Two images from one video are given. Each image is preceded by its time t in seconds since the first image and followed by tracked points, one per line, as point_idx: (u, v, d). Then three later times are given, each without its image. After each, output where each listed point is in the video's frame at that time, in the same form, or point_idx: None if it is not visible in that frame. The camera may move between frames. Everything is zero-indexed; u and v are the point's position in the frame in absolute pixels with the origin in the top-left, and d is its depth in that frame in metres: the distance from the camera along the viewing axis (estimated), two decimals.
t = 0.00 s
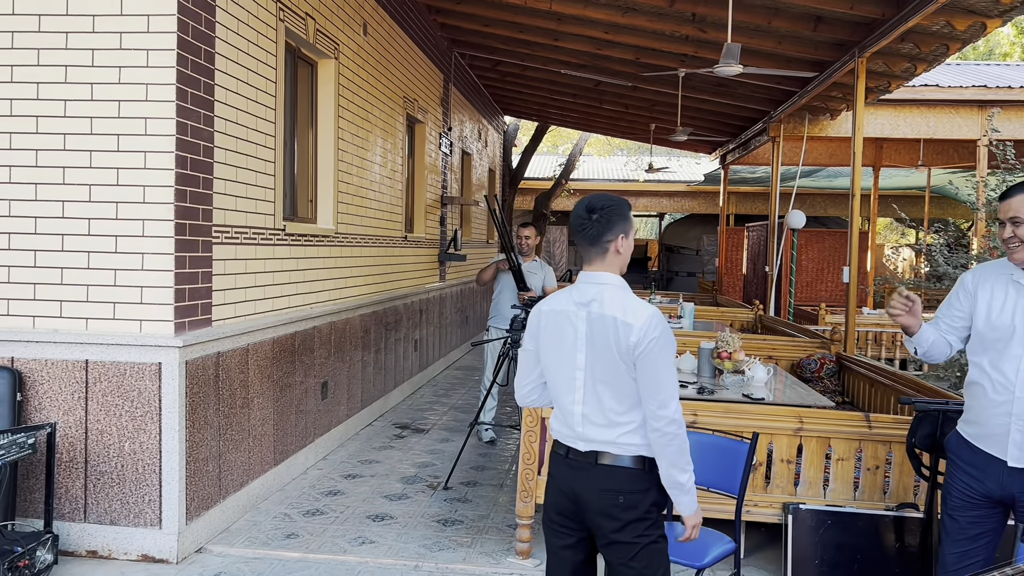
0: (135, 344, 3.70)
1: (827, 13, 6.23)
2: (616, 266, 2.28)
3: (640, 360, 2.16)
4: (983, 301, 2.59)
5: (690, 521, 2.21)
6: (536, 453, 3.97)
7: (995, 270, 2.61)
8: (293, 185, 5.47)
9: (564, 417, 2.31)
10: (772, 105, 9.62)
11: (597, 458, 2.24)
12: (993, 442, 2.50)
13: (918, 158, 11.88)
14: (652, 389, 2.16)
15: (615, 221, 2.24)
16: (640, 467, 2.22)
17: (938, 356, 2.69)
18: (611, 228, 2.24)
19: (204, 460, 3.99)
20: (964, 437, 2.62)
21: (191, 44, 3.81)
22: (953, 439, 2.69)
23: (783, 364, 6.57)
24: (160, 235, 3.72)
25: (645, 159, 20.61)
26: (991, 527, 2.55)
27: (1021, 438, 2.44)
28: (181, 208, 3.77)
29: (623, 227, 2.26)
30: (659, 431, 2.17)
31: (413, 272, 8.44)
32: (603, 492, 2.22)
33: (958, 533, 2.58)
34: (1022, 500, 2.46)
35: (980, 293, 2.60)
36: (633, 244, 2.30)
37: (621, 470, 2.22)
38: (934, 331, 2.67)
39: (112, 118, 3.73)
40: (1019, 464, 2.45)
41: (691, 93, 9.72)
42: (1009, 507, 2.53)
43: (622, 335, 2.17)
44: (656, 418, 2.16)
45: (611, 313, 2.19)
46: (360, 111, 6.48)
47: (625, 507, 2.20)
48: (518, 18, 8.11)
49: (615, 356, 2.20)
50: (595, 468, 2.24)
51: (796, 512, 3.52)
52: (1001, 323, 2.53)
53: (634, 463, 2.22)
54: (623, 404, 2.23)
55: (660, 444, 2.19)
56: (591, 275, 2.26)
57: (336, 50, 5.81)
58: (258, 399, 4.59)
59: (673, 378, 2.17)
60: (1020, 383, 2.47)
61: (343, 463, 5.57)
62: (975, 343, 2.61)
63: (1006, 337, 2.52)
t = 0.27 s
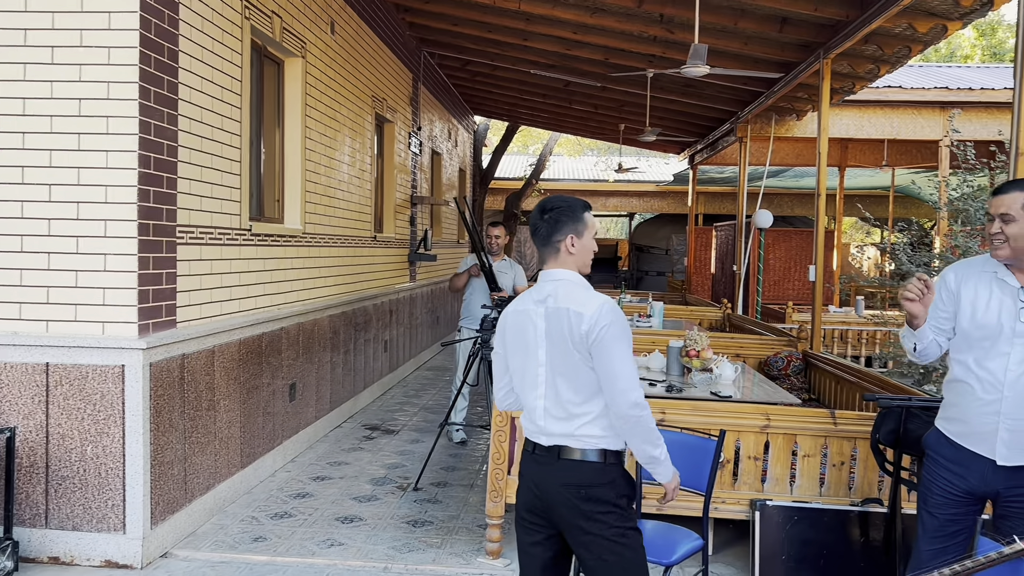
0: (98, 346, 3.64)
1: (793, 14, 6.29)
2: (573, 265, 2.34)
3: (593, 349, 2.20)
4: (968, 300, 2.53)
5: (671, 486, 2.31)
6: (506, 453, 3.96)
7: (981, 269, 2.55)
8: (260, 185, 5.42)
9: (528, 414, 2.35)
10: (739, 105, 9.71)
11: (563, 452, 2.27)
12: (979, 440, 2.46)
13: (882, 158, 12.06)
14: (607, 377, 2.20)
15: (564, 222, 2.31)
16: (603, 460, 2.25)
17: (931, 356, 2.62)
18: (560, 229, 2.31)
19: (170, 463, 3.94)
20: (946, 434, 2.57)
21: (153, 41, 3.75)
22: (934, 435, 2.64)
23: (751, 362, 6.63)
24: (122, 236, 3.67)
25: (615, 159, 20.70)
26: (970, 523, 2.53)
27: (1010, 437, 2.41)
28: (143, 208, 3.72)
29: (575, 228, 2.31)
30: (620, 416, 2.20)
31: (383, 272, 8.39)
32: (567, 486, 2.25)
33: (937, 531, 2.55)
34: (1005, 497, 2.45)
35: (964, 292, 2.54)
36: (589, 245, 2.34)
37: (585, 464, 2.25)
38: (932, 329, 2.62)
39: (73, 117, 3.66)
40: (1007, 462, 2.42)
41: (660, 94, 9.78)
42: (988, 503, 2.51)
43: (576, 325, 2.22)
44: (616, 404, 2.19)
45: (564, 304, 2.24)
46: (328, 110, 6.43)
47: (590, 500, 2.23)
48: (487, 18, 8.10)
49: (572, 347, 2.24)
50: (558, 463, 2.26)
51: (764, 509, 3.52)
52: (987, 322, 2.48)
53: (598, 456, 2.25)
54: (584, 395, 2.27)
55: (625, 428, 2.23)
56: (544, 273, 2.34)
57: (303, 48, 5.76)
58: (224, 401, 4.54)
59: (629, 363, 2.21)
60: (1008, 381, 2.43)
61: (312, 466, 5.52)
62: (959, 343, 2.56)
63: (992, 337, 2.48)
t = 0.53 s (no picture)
0: (57, 350, 3.57)
1: (757, 17, 6.36)
2: (549, 267, 2.35)
3: (555, 344, 2.20)
4: (932, 298, 2.58)
5: (627, 510, 2.17)
6: (474, 454, 3.95)
7: (946, 269, 2.59)
8: (224, 185, 5.35)
9: (502, 412, 2.37)
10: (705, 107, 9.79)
11: (534, 451, 2.27)
12: (939, 436, 2.51)
13: (845, 159, 12.24)
14: (568, 372, 2.18)
15: (535, 224, 2.33)
16: (575, 460, 2.25)
17: (897, 353, 2.63)
18: (531, 231, 2.34)
19: (131, 468, 3.87)
20: (908, 430, 2.62)
21: (113, 40, 3.69)
22: (895, 433, 2.69)
23: (717, 361, 6.69)
24: (81, 237, 3.60)
25: (583, 159, 20.78)
26: (931, 517, 2.58)
27: (967, 434, 2.46)
28: (104, 209, 3.65)
29: (546, 229, 2.33)
30: (577, 414, 2.17)
31: (349, 273, 8.34)
32: (541, 487, 2.25)
33: (901, 525, 2.59)
34: (964, 492, 2.51)
35: (928, 290, 2.59)
36: (562, 246, 2.35)
37: (558, 464, 2.25)
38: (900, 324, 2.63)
39: (30, 116, 3.59)
40: (965, 458, 2.47)
41: (627, 95, 9.83)
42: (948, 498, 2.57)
43: (539, 320, 2.23)
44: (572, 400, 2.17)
45: (531, 300, 2.26)
46: (293, 109, 6.38)
47: (564, 500, 2.24)
48: (454, 18, 8.08)
49: (537, 343, 2.25)
50: (532, 463, 2.27)
51: (729, 507, 3.58)
52: (948, 321, 2.52)
53: (568, 456, 2.25)
54: (551, 392, 2.27)
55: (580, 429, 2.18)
56: (519, 273, 2.35)
57: (267, 47, 5.71)
58: (187, 405, 4.48)
59: (589, 360, 2.19)
60: (968, 380, 2.47)
61: (278, 469, 5.47)
62: (923, 341, 2.60)
63: (953, 336, 2.51)
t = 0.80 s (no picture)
0: (24, 352, 3.52)
1: (728, 18, 6.41)
2: (555, 266, 2.33)
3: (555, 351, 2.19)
4: (888, 296, 2.63)
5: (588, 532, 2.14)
6: (448, 454, 3.95)
7: (904, 267, 2.63)
8: (195, 185, 5.30)
9: (500, 413, 2.36)
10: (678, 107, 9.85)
11: (529, 450, 2.27)
12: (894, 430, 2.55)
13: (816, 159, 12.36)
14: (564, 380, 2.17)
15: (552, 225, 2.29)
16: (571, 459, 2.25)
17: (853, 346, 2.71)
18: (549, 233, 2.29)
19: (101, 472, 3.83)
20: (867, 424, 2.66)
21: (80, 38, 3.64)
22: (856, 427, 2.73)
23: (691, 359, 6.73)
24: (47, 238, 3.55)
25: (557, 159, 20.83)
26: (889, 510, 2.61)
27: (919, 428, 2.49)
28: (71, 209, 3.60)
29: (560, 229, 2.30)
30: (564, 425, 2.15)
31: (324, 273, 8.29)
32: (536, 484, 2.25)
33: (860, 518, 2.62)
34: (920, 485, 2.52)
35: (885, 288, 2.64)
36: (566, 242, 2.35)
37: (553, 463, 2.24)
38: (859, 317, 2.69)
39: None
40: (918, 451, 2.49)
41: (601, 95, 9.87)
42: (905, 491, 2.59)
43: (542, 328, 2.21)
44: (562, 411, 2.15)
45: (536, 306, 2.24)
46: (266, 109, 6.33)
47: (559, 498, 2.24)
48: (428, 18, 8.06)
49: (539, 349, 2.24)
50: (528, 461, 2.27)
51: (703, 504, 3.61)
52: (903, 318, 2.57)
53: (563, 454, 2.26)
54: (549, 397, 2.25)
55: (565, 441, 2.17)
56: (528, 273, 2.32)
57: (239, 46, 5.67)
58: (158, 407, 4.43)
59: (585, 376, 2.17)
60: (919, 375, 2.51)
61: (251, 471, 5.42)
62: (879, 337, 2.65)
63: (907, 333, 2.56)
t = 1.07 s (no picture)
0: None
1: (703, 19, 6.45)
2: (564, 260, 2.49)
3: (574, 354, 2.33)
4: (830, 296, 2.80)
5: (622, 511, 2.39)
6: (424, 455, 3.94)
7: (844, 268, 2.81)
8: (167, 185, 5.25)
9: (498, 402, 2.44)
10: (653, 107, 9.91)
11: (526, 444, 2.38)
12: (844, 425, 2.70)
13: (790, 160, 12.48)
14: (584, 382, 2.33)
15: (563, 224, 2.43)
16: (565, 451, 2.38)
17: (800, 347, 2.84)
18: (562, 230, 2.42)
19: (72, 476, 3.78)
20: (818, 421, 2.80)
21: (48, 37, 3.59)
22: (807, 424, 2.87)
23: (666, 359, 6.77)
24: (16, 239, 3.49)
25: (533, 159, 20.85)
26: (844, 505, 2.75)
27: (869, 422, 2.65)
28: (40, 210, 3.56)
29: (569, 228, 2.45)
30: (595, 428, 2.36)
31: (298, 274, 8.24)
32: (529, 476, 2.36)
33: (818, 515, 2.76)
34: (870, 478, 2.68)
35: (828, 289, 2.81)
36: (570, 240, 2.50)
37: (549, 455, 2.37)
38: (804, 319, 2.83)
39: None
40: (868, 445, 2.65)
41: (576, 95, 9.89)
42: (856, 486, 2.74)
43: (561, 332, 2.34)
44: (593, 417, 2.35)
45: (555, 308, 2.35)
46: (239, 108, 6.28)
47: (552, 489, 2.35)
48: (403, 17, 8.03)
49: (554, 351, 2.36)
50: (523, 454, 2.38)
51: (677, 502, 3.64)
52: (846, 316, 2.74)
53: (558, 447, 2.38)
54: (555, 394, 2.39)
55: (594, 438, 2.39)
56: (544, 275, 2.43)
57: (211, 45, 5.62)
58: (130, 410, 4.39)
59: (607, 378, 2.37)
60: (865, 370, 2.67)
61: (225, 474, 5.38)
62: (824, 337, 2.81)
63: (851, 330, 2.73)
